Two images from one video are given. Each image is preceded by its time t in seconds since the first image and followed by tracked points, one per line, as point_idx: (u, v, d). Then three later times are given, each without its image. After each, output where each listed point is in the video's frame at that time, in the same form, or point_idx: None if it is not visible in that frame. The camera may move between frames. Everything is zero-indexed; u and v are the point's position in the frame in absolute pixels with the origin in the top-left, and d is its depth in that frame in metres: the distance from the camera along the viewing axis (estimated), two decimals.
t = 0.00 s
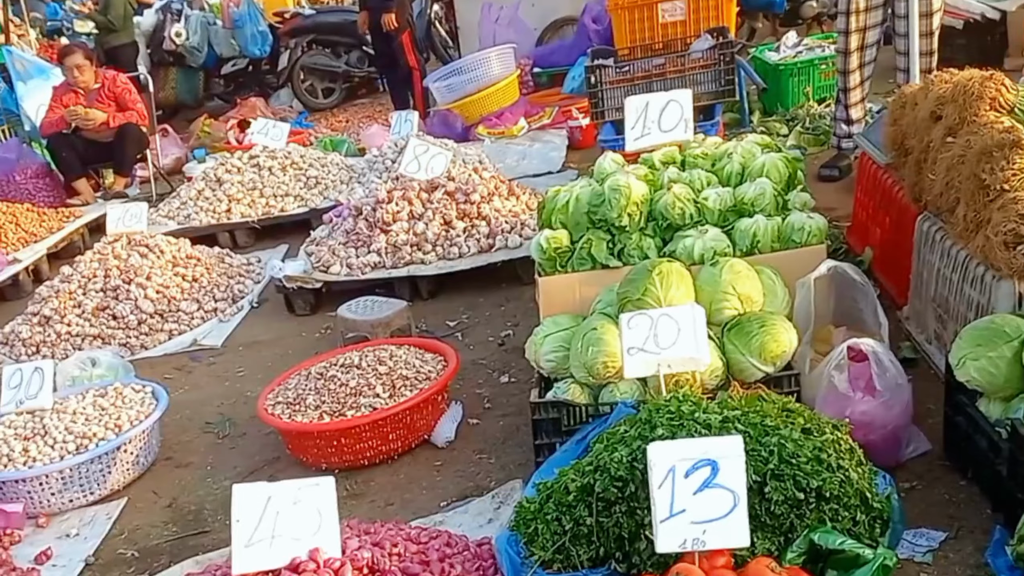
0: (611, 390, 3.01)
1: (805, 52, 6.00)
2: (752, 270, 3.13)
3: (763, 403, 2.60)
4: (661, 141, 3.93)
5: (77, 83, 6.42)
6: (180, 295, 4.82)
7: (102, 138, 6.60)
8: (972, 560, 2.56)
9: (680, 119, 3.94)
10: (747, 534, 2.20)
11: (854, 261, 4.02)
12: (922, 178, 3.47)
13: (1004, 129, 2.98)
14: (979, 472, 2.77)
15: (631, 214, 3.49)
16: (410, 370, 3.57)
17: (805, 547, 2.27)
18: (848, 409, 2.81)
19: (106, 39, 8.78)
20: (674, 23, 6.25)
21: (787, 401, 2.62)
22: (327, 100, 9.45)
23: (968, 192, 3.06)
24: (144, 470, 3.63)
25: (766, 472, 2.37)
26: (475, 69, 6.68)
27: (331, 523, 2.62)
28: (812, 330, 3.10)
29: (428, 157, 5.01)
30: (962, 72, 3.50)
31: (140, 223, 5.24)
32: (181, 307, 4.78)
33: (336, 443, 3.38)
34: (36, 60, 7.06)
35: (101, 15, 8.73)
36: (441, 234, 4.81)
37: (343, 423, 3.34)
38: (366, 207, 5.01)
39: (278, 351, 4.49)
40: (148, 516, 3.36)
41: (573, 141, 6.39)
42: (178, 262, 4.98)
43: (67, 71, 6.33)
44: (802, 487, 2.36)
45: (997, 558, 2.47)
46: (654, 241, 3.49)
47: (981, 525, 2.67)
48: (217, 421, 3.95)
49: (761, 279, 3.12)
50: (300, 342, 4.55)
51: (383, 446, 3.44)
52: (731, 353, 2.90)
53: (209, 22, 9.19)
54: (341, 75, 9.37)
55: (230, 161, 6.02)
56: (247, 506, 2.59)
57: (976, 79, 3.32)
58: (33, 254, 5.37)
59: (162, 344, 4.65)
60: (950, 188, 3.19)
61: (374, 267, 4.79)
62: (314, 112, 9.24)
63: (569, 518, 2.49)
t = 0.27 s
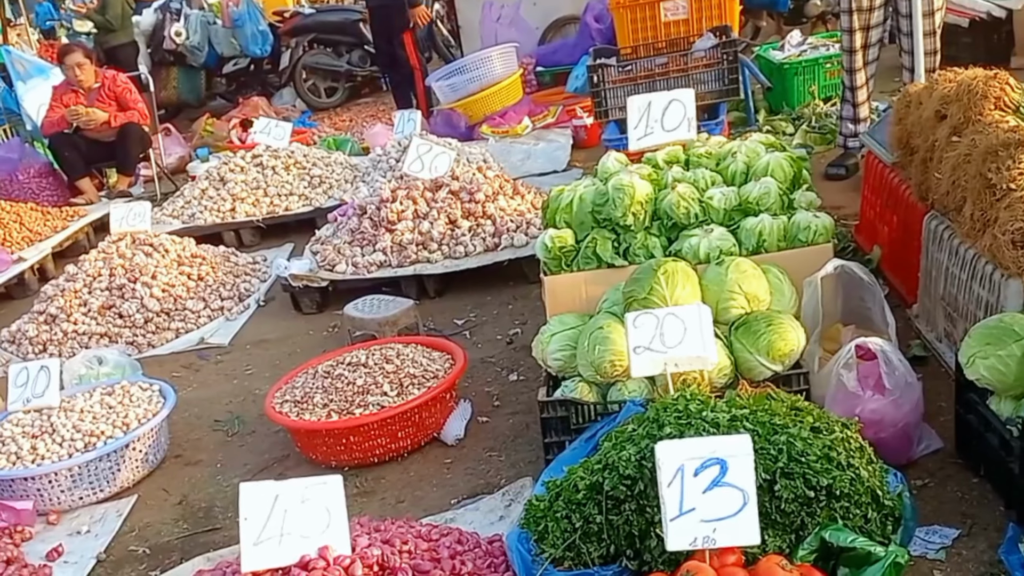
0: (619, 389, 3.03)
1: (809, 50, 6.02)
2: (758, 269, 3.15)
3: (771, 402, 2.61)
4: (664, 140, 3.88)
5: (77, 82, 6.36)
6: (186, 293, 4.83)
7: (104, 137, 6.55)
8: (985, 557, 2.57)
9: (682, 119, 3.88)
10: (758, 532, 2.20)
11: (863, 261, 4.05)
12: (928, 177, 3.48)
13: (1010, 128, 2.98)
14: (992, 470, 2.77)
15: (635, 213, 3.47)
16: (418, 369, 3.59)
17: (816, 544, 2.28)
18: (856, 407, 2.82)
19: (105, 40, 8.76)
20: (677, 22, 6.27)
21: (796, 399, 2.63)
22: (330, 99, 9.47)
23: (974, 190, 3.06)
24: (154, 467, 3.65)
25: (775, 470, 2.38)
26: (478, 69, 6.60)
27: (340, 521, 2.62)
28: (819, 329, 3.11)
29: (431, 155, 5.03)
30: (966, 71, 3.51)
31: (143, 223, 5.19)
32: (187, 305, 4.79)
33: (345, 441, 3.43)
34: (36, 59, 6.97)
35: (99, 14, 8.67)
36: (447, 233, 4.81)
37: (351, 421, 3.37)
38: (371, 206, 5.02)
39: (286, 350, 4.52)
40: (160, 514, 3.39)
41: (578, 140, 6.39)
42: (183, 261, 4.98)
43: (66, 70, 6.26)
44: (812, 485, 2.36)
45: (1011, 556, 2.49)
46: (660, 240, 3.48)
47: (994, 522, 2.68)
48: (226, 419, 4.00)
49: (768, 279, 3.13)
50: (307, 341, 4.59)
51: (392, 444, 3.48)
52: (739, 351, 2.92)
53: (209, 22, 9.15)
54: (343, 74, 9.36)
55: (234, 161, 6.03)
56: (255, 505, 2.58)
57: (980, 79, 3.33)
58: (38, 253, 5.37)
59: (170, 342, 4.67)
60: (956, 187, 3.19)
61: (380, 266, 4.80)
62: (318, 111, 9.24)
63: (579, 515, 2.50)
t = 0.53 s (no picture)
0: (630, 389, 3.02)
1: (817, 52, 6.01)
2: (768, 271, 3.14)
3: (782, 403, 2.62)
4: (672, 142, 3.86)
5: (83, 82, 6.35)
6: (196, 293, 4.84)
7: (111, 137, 6.58)
8: (999, 557, 2.58)
9: (690, 120, 3.86)
10: (771, 533, 2.21)
11: (874, 264, 4.08)
12: (938, 179, 3.49)
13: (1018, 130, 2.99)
14: (1006, 470, 2.78)
15: (644, 215, 3.49)
16: (428, 369, 3.61)
17: (829, 545, 2.29)
18: (869, 408, 2.83)
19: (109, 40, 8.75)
20: (683, 24, 6.22)
21: (807, 400, 2.63)
22: (337, 100, 9.49)
23: (984, 193, 3.06)
24: (166, 465, 3.70)
25: (787, 471, 2.39)
26: (485, 69, 6.62)
27: (352, 519, 2.62)
28: (831, 331, 3.12)
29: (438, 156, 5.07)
30: (974, 74, 3.52)
31: (151, 223, 5.16)
32: (197, 305, 4.80)
33: (356, 440, 3.45)
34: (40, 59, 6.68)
35: (105, 15, 8.73)
36: (456, 234, 4.84)
37: (362, 421, 3.39)
38: (379, 207, 5.04)
39: (297, 350, 4.57)
40: (173, 511, 3.47)
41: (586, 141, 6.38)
42: (192, 262, 5.00)
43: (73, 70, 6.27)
44: (824, 486, 2.37)
45: None
46: (669, 241, 3.49)
47: (1008, 523, 2.69)
48: (237, 418, 4.07)
49: (778, 280, 3.13)
50: (318, 341, 4.63)
51: (404, 443, 3.51)
52: (749, 353, 2.92)
53: (213, 23, 9.17)
54: (350, 75, 9.35)
55: (241, 161, 6.04)
56: (266, 503, 2.58)
57: (988, 82, 3.34)
58: (47, 253, 5.36)
59: (180, 341, 4.69)
60: (966, 189, 3.20)
61: (390, 267, 4.81)
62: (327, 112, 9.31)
63: (592, 515, 2.51)
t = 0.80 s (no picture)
0: (645, 392, 3.03)
1: (830, 58, 6.01)
2: (782, 275, 3.13)
3: (798, 407, 2.62)
4: (685, 147, 3.84)
5: (95, 83, 6.32)
6: (209, 294, 4.86)
7: (123, 139, 6.54)
8: (1017, 564, 2.58)
9: (702, 126, 3.84)
10: (789, 536, 2.20)
11: (888, 269, 4.09)
12: (953, 186, 3.50)
13: None
14: None
15: (657, 219, 3.47)
16: (443, 371, 3.63)
17: (847, 548, 2.30)
18: (885, 413, 2.84)
19: (119, 42, 8.77)
20: (694, 29, 6.18)
21: (823, 405, 2.64)
22: (348, 103, 9.46)
23: (998, 200, 3.06)
24: (180, 465, 3.72)
25: (803, 475, 2.40)
26: (496, 73, 6.63)
27: (369, 519, 2.63)
28: (847, 337, 3.13)
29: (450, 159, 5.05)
30: (988, 80, 3.52)
31: (163, 223, 5.19)
32: (210, 306, 4.82)
33: (371, 441, 3.48)
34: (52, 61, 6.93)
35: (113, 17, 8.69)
36: (468, 237, 4.85)
37: (378, 422, 3.41)
38: (392, 209, 5.06)
39: (310, 351, 4.59)
40: (189, 511, 3.49)
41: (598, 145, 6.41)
42: (205, 262, 5.00)
43: (84, 70, 6.23)
44: (841, 490, 2.38)
45: None
46: (683, 246, 3.48)
47: None
48: (251, 419, 4.09)
49: (793, 285, 3.12)
50: (331, 342, 4.66)
51: (419, 445, 3.54)
52: (765, 357, 2.92)
53: (223, 25, 9.26)
54: (360, 79, 9.34)
55: (253, 163, 6.05)
56: (283, 502, 2.59)
57: (1001, 88, 3.33)
58: (59, 253, 5.35)
59: (193, 342, 4.70)
60: (981, 196, 3.20)
61: (403, 268, 4.84)
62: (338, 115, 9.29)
63: (609, 517, 2.52)
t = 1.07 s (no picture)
0: (671, 398, 3.03)
1: (849, 67, 6.01)
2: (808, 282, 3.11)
3: (826, 413, 2.60)
4: (707, 155, 3.79)
5: (113, 87, 6.29)
6: (227, 297, 4.87)
7: (140, 143, 6.52)
8: None
9: (724, 133, 3.80)
10: (821, 543, 2.17)
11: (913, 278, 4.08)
12: (978, 196, 3.47)
13: None
14: None
15: (681, 225, 3.44)
16: (465, 376, 3.63)
17: (878, 557, 2.26)
18: (913, 421, 2.82)
19: (135, 46, 8.78)
20: (713, 38, 6.15)
21: (851, 412, 2.61)
22: (364, 108, 9.47)
23: None
24: (200, 468, 3.73)
25: (833, 482, 2.37)
26: (514, 80, 6.57)
27: (394, 522, 2.62)
28: (873, 344, 3.12)
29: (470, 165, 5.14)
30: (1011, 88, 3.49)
31: (182, 227, 5.15)
32: (229, 309, 4.82)
33: (393, 445, 3.48)
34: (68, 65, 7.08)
35: (130, 22, 8.77)
36: (488, 242, 4.84)
37: (401, 426, 3.41)
38: (411, 214, 5.05)
39: (330, 355, 4.60)
40: (209, 514, 3.49)
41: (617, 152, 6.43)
42: (223, 266, 5.01)
43: (102, 74, 6.21)
44: (872, 498, 2.36)
45: None
46: (706, 252, 3.45)
47: None
48: (271, 422, 4.10)
49: (818, 292, 3.10)
50: (351, 346, 4.66)
51: (442, 449, 3.56)
52: (791, 364, 2.88)
53: (240, 30, 9.24)
54: (376, 84, 9.34)
55: (270, 167, 6.00)
56: (309, 505, 2.58)
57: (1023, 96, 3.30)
58: (75, 256, 5.33)
59: (212, 345, 4.69)
60: (1007, 206, 3.17)
61: (423, 273, 4.83)
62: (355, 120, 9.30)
63: (636, 522, 2.50)
